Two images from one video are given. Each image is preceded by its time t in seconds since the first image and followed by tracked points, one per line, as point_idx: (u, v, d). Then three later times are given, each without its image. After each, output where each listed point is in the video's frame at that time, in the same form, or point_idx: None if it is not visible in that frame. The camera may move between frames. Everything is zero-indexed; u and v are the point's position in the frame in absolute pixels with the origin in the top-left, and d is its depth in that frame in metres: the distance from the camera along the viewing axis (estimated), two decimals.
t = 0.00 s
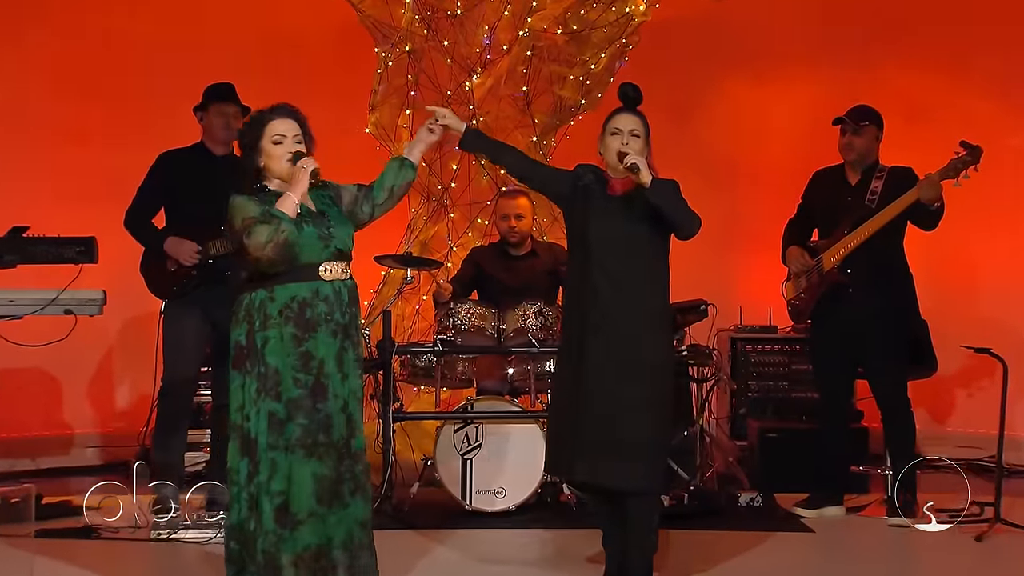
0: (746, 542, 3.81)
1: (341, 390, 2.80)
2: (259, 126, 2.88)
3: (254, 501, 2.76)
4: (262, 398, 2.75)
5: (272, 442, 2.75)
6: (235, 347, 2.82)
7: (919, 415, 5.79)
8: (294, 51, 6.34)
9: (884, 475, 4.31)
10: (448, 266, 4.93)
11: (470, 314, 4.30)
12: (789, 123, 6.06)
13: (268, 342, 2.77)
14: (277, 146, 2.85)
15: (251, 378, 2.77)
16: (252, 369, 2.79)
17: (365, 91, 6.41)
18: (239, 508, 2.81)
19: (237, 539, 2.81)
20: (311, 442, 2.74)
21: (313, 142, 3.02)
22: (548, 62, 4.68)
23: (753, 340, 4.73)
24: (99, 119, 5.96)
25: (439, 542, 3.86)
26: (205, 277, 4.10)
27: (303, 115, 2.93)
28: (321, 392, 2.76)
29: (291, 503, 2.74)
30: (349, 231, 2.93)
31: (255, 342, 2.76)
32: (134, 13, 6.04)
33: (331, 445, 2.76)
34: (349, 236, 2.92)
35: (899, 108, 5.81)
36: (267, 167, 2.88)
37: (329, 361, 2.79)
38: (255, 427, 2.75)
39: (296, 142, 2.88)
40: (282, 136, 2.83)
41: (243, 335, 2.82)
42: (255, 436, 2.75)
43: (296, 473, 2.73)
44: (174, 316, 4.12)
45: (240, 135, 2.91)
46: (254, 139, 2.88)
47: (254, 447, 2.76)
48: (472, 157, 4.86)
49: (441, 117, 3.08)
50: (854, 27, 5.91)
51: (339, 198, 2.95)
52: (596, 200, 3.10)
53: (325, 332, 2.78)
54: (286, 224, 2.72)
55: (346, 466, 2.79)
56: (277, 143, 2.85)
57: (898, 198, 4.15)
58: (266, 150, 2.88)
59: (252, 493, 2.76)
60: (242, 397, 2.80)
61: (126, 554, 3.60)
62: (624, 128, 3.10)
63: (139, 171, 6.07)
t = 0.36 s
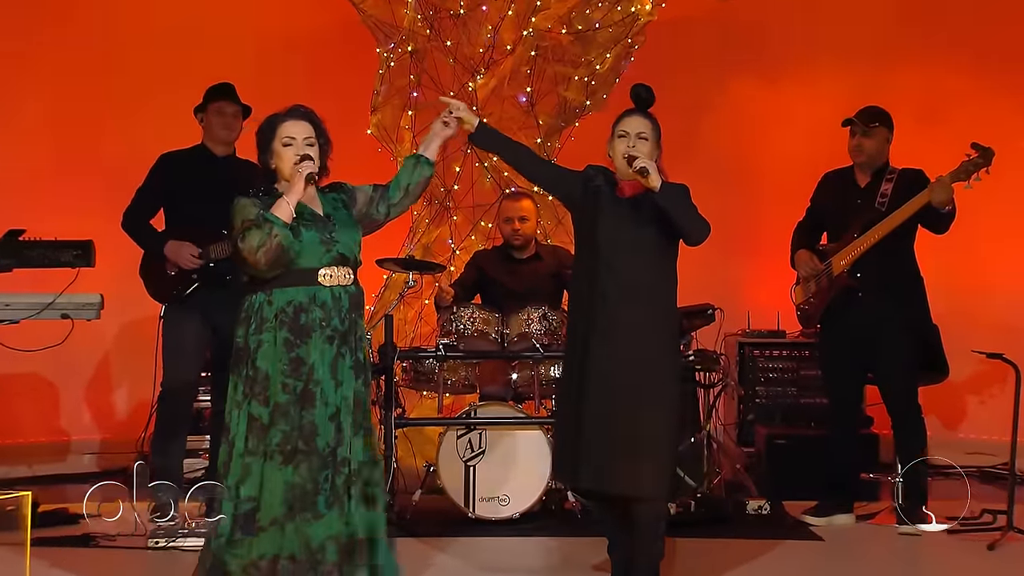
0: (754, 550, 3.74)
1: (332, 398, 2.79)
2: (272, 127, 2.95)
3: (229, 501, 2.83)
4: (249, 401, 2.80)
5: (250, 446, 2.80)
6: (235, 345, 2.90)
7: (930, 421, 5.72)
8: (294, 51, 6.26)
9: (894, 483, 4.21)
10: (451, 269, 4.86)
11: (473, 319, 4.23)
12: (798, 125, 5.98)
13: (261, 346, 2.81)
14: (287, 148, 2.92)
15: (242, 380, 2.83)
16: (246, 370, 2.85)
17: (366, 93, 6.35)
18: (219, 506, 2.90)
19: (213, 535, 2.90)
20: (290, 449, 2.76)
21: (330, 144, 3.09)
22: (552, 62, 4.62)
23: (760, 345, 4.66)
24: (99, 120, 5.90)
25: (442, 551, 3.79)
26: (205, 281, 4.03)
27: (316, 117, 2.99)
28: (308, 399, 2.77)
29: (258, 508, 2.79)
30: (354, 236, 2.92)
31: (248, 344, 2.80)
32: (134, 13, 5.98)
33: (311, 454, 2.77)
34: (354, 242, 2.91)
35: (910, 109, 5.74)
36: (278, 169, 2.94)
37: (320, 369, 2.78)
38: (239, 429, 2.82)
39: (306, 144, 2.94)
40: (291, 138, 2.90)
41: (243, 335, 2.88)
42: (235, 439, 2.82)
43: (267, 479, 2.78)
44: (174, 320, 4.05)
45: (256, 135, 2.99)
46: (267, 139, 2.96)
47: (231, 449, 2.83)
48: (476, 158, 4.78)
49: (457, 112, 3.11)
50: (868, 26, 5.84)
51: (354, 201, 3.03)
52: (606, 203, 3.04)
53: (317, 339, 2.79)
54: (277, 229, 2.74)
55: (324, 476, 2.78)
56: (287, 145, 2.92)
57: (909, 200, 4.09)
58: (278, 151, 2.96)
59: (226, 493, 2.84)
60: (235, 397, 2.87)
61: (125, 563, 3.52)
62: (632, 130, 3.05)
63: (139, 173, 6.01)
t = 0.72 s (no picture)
0: (764, 559, 3.66)
1: (335, 405, 2.82)
2: (278, 128, 2.99)
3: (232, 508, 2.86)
4: (251, 406, 2.84)
5: (254, 452, 2.83)
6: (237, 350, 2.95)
7: (942, 428, 5.63)
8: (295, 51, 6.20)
9: (905, 490, 4.13)
10: (454, 273, 4.79)
11: (477, 323, 4.15)
12: (806, 126, 5.90)
13: (262, 350, 2.86)
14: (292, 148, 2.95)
15: (244, 386, 2.88)
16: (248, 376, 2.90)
17: (369, 95, 6.28)
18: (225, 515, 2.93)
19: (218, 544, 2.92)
20: (291, 455, 2.79)
21: (337, 144, 3.12)
22: (557, 62, 4.54)
23: (770, 349, 4.59)
24: (99, 122, 5.84)
25: (446, 559, 3.73)
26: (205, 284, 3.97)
27: (322, 117, 3.01)
28: (308, 405, 2.80)
29: (261, 515, 2.81)
30: (357, 240, 2.97)
31: (249, 349, 2.86)
32: (134, 13, 5.92)
33: (312, 461, 2.79)
34: (357, 246, 2.97)
35: (921, 110, 5.66)
36: (284, 170, 2.96)
37: (319, 374, 2.82)
38: (241, 434, 2.86)
39: (312, 145, 2.97)
40: (296, 139, 2.93)
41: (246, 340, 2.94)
42: (240, 445, 2.86)
43: (270, 485, 2.80)
44: (174, 324, 3.98)
45: (263, 137, 3.04)
46: (273, 140, 3.00)
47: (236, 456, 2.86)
48: (479, 160, 4.70)
49: (467, 111, 3.06)
50: (880, 26, 5.75)
51: (362, 202, 3.07)
52: (614, 207, 2.97)
53: (318, 345, 2.83)
54: (277, 228, 2.80)
55: (323, 484, 2.79)
56: (293, 145, 2.95)
57: (921, 203, 4.02)
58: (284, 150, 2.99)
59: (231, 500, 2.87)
60: (238, 401, 2.92)
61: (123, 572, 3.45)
62: (642, 131, 2.99)
63: (139, 174, 5.94)
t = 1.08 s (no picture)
0: (772, 567, 3.60)
1: (341, 411, 2.79)
2: (279, 131, 2.95)
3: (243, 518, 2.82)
4: (257, 414, 2.80)
5: (262, 461, 2.79)
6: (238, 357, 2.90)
7: (956, 435, 5.54)
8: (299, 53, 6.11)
9: (918, 498, 4.05)
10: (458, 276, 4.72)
11: (481, 328, 4.10)
12: (815, 127, 5.83)
13: (264, 356, 2.82)
14: (293, 149, 2.89)
15: (248, 393, 2.83)
16: (251, 383, 2.86)
17: (371, 95, 6.17)
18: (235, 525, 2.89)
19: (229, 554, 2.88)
20: (301, 462, 2.75)
21: (339, 147, 3.05)
22: (562, 62, 4.48)
23: (779, 355, 4.51)
24: (100, 123, 5.79)
25: (450, 568, 3.67)
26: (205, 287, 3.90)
27: (323, 120, 2.96)
28: (317, 411, 2.77)
29: (275, 523, 2.77)
30: (360, 244, 2.93)
31: (251, 355, 2.81)
32: (136, 14, 5.87)
33: (324, 468, 2.76)
34: (359, 250, 2.92)
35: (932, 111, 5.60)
36: (284, 172, 2.91)
37: (325, 380, 2.78)
38: (248, 442, 2.83)
39: (312, 147, 2.92)
40: (298, 140, 2.88)
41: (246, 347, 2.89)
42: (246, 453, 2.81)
43: (281, 493, 2.76)
44: (174, 329, 3.92)
45: (263, 139, 3.00)
46: (274, 143, 2.96)
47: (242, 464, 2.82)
48: (484, 162, 4.63)
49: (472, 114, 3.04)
50: (888, 26, 5.69)
51: (364, 205, 3.01)
52: (622, 209, 2.91)
53: (322, 350, 2.79)
54: (277, 232, 2.76)
55: (342, 491, 2.77)
56: (293, 147, 2.89)
57: (934, 206, 3.95)
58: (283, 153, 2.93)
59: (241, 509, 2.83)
60: (242, 409, 2.87)
61: None
62: (650, 133, 2.90)
63: (140, 176, 5.88)
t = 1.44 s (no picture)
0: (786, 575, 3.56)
1: (346, 418, 2.77)
2: (279, 132, 2.89)
3: (248, 528, 2.78)
4: (260, 421, 2.76)
5: (267, 469, 2.76)
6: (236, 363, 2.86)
7: (969, 441, 5.46)
8: (303, 57, 5.92)
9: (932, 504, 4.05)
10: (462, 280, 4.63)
11: (486, 333, 4.00)
12: (824, 128, 5.75)
13: (265, 362, 2.78)
14: (293, 152, 2.84)
15: (249, 399, 2.79)
16: (252, 389, 2.82)
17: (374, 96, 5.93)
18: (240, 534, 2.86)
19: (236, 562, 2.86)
20: (307, 470, 2.73)
21: (341, 149, 3.00)
22: (568, 61, 4.41)
23: (790, 360, 4.45)
24: (100, 125, 5.71)
25: None
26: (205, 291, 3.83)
27: (324, 121, 2.90)
28: (322, 419, 2.74)
29: (285, 532, 2.75)
30: (362, 247, 2.87)
31: (252, 361, 2.77)
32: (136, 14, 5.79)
33: (332, 475, 2.74)
34: (363, 254, 2.87)
35: (943, 112, 5.55)
36: (285, 175, 2.87)
37: (329, 386, 2.76)
38: (249, 449, 2.79)
39: (313, 148, 2.86)
40: (298, 142, 2.83)
41: (245, 353, 2.85)
42: (247, 462, 2.77)
43: (289, 502, 2.74)
44: (173, 335, 3.84)
45: (264, 140, 2.94)
46: (275, 145, 2.90)
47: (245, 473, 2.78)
48: (489, 163, 4.55)
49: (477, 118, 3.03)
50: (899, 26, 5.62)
51: (365, 209, 2.95)
52: (627, 213, 2.82)
53: (325, 356, 2.76)
54: (280, 235, 2.74)
55: (351, 499, 2.76)
56: (294, 149, 2.84)
57: (946, 207, 3.87)
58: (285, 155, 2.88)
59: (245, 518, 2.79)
60: (242, 416, 2.82)
61: None
62: (654, 135, 2.86)
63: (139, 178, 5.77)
